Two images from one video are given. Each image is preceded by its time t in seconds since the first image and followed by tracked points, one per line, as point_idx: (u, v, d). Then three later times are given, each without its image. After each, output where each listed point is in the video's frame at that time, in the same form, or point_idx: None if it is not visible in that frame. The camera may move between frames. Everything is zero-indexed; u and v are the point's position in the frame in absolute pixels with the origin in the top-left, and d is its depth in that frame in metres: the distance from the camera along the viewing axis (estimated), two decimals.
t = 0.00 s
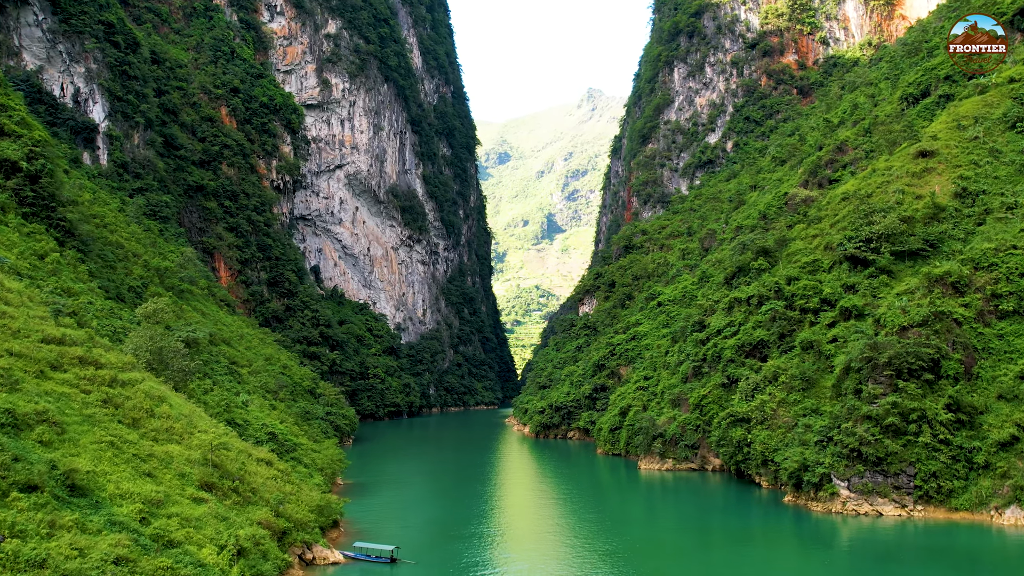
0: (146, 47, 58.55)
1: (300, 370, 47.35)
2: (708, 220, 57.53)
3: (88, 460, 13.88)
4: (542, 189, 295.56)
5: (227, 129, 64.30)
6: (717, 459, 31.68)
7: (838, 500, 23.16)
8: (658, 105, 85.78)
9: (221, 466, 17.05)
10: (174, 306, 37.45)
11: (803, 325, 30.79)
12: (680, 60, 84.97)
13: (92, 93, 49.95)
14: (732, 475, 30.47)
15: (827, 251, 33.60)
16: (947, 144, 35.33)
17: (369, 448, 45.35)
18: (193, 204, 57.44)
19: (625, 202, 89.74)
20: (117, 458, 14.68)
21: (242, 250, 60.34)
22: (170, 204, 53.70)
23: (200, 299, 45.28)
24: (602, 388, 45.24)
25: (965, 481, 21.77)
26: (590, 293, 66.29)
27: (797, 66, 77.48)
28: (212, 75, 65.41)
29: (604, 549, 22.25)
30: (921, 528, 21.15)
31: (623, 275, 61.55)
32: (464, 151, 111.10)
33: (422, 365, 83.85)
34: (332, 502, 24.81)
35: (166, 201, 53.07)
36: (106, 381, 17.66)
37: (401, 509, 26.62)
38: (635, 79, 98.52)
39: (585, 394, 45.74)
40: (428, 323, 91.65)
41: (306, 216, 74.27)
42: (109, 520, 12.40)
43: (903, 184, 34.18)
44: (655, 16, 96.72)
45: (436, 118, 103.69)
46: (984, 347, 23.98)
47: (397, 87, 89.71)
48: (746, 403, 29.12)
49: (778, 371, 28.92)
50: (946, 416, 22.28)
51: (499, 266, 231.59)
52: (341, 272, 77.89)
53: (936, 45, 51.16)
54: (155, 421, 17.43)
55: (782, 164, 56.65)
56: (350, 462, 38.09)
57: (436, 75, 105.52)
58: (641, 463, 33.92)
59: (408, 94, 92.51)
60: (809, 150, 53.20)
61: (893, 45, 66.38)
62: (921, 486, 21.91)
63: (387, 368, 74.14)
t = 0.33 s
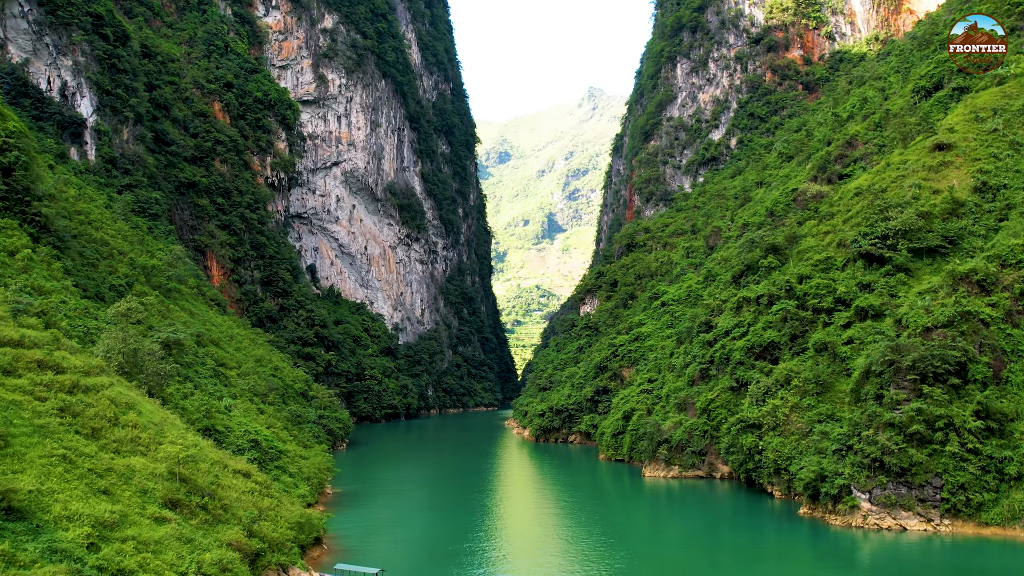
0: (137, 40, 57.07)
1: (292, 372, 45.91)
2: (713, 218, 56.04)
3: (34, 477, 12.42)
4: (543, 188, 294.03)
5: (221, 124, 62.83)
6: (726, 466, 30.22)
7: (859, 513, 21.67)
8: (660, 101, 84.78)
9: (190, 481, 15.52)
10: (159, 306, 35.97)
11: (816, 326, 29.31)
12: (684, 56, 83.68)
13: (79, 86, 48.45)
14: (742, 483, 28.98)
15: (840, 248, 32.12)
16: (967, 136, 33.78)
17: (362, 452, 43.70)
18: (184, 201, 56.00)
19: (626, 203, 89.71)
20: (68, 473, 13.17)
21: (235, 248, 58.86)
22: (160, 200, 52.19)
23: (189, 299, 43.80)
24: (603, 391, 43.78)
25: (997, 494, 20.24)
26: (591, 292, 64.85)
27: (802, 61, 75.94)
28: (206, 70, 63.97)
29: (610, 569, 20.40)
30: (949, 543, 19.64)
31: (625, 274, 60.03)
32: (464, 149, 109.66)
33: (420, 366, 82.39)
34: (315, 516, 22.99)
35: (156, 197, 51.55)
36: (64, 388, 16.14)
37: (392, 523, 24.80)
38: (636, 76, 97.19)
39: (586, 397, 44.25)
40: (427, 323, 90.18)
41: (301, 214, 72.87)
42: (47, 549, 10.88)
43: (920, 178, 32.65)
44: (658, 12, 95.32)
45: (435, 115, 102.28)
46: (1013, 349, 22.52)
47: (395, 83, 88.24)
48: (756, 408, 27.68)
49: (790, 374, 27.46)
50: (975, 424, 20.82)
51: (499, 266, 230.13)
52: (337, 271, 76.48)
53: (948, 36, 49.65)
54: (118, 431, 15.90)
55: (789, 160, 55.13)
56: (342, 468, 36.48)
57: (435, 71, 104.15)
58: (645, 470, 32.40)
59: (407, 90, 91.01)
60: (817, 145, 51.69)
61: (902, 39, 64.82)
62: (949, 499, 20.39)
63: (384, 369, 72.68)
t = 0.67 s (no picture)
0: (127, 31, 55.59)
1: (284, 371, 44.52)
2: (718, 213, 54.56)
3: None
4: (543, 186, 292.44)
5: (213, 118, 61.35)
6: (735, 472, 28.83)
7: (882, 526, 20.19)
8: (663, 96, 83.42)
9: (151, 496, 14.03)
10: (143, 304, 34.55)
11: (830, 325, 27.84)
12: (687, 49, 82.21)
13: (66, 77, 46.95)
14: (752, 489, 27.52)
15: (854, 243, 30.65)
16: (987, 126, 32.26)
17: (357, 455, 42.19)
18: (175, 196, 54.57)
19: (630, 200, 86.60)
20: (8, 491, 11.70)
21: (227, 244, 57.39)
22: (150, 194, 50.74)
23: (177, 296, 42.37)
24: (605, 391, 42.30)
25: None
26: (593, 290, 63.37)
27: (808, 55, 73.87)
28: (198, 62, 62.49)
29: None
30: (982, 559, 18.13)
31: (628, 271, 58.56)
32: (463, 144, 108.15)
33: (418, 365, 80.98)
34: (295, 530, 21.35)
35: (145, 191, 50.07)
36: (16, 393, 14.67)
37: (380, 534, 23.19)
38: (638, 71, 95.80)
39: (588, 398, 42.76)
40: (425, 322, 88.75)
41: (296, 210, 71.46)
42: None
43: (939, 170, 31.12)
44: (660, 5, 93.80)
45: (434, 109, 100.78)
46: None
47: (393, 76, 86.74)
48: (768, 411, 26.24)
49: (804, 376, 26.02)
50: (1008, 430, 19.36)
51: (499, 264, 228.63)
52: (334, 268, 75.10)
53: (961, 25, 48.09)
54: (74, 440, 14.44)
55: (796, 154, 53.59)
56: (334, 471, 35.04)
57: (434, 66, 102.64)
58: (651, 475, 30.91)
59: (405, 84, 89.48)
60: (825, 138, 50.19)
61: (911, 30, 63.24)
62: (981, 511, 18.90)
63: (381, 368, 71.21)
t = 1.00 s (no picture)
0: (116, 20, 54.06)
1: (275, 370, 43.10)
2: (723, 207, 53.09)
3: None
4: (544, 182, 290.93)
5: (206, 110, 59.83)
6: (745, 478, 27.38)
7: (909, 540, 18.74)
8: (665, 88, 81.59)
9: (104, 513, 12.61)
10: (126, 300, 33.13)
11: (846, 323, 26.35)
12: (691, 41, 80.70)
13: (51, 67, 45.38)
14: (764, 496, 26.06)
15: (869, 236, 29.18)
16: (1009, 114, 30.72)
17: (352, 457, 40.74)
18: (166, 189, 53.15)
19: (631, 194, 84.83)
20: None
21: (219, 239, 55.91)
22: (139, 188, 49.28)
23: (164, 293, 40.92)
24: (608, 391, 40.79)
25: None
26: (594, 286, 61.92)
27: (814, 46, 72.31)
28: (190, 52, 60.98)
29: None
30: None
31: (630, 267, 57.08)
32: (463, 139, 106.67)
33: (416, 363, 79.53)
34: (273, 542, 19.90)
35: (134, 184, 48.57)
36: None
37: (367, 546, 21.80)
38: (640, 64, 94.23)
39: (590, 398, 41.26)
40: (423, 319, 87.28)
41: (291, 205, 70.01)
42: None
43: (959, 159, 29.55)
44: None
45: (432, 103, 99.30)
46: None
47: (390, 69, 85.20)
48: (781, 413, 24.83)
49: (819, 375, 24.59)
50: None
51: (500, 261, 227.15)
52: (330, 265, 73.66)
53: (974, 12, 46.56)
54: (20, 451, 12.96)
55: (803, 146, 52.10)
56: (325, 474, 33.64)
57: (433, 59, 101.16)
58: (656, 480, 29.47)
59: (402, 77, 87.96)
60: (834, 129, 48.70)
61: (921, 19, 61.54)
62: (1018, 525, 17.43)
63: (378, 366, 69.75)
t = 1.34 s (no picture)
0: (104, 11, 52.54)
1: (265, 371, 41.67)
2: (728, 203, 51.64)
3: None
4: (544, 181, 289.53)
5: (198, 104, 58.36)
6: (757, 486, 25.88)
7: (942, 560, 17.16)
8: (668, 84, 80.22)
9: (45, 538, 11.14)
10: (108, 298, 31.69)
11: (863, 322, 24.88)
12: (694, 35, 79.35)
13: (36, 58, 43.88)
14: (777, 506, 24.57)
15: (886, 231, 27.70)
16: None
17: (345, 461, 39.35)
18: (156, 185, 51.71)
19: (631, 190, 84.97)
20: None
21: (211, 237, 54.42)
22: (127, 183, 47.81)
23: (150, 291, 39.47)
24: (610, 393, 39.25)
25: None
26: (596, 285, 60.45)
27: (819, 40, 70.05)
28: (182, 45, 59.50)
29: None
30: None
31: (633, 265, 55.52)
32: (462, 136, 105.16)
33: (413, 363, 78.04)
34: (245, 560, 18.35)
35: (121, 180, 47.05)
36: None
37: (352, 561, 20.34)
38: (642, 60, 92.83)
39: (591, 400, 39.73)
40: (422, 318, 85.84)
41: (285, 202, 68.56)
42: None
43: (981, 151, 27.98)
44: None
45: (431, 99, 97.81)
46: None
47: (388, 64, 83.63)
48: (796, 419, 23.37)
49: (837, 377, 23.13)
50: None
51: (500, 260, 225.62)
52: (326, 263, 72.22)
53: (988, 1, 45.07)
54: None
55: (811, 141, 50.60)
56: (314, 480, 32.22)
57: (431, 54, 99.68)
58: (661, 488, 28.00)
59: (400, 72, 86.45)
60: (842, 123, 47.21)
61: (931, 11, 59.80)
62: None
63: (374, 366, 68.27)
